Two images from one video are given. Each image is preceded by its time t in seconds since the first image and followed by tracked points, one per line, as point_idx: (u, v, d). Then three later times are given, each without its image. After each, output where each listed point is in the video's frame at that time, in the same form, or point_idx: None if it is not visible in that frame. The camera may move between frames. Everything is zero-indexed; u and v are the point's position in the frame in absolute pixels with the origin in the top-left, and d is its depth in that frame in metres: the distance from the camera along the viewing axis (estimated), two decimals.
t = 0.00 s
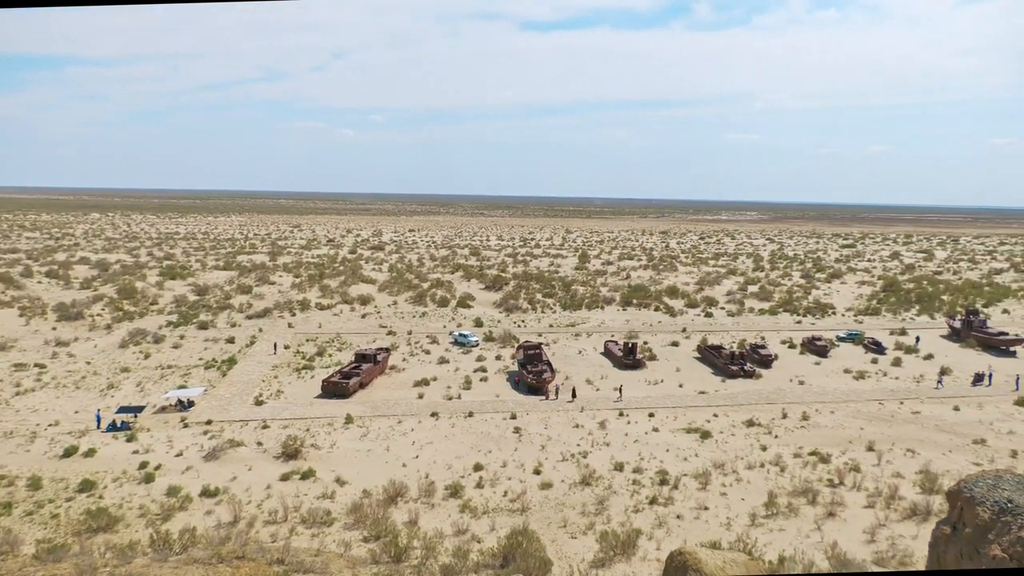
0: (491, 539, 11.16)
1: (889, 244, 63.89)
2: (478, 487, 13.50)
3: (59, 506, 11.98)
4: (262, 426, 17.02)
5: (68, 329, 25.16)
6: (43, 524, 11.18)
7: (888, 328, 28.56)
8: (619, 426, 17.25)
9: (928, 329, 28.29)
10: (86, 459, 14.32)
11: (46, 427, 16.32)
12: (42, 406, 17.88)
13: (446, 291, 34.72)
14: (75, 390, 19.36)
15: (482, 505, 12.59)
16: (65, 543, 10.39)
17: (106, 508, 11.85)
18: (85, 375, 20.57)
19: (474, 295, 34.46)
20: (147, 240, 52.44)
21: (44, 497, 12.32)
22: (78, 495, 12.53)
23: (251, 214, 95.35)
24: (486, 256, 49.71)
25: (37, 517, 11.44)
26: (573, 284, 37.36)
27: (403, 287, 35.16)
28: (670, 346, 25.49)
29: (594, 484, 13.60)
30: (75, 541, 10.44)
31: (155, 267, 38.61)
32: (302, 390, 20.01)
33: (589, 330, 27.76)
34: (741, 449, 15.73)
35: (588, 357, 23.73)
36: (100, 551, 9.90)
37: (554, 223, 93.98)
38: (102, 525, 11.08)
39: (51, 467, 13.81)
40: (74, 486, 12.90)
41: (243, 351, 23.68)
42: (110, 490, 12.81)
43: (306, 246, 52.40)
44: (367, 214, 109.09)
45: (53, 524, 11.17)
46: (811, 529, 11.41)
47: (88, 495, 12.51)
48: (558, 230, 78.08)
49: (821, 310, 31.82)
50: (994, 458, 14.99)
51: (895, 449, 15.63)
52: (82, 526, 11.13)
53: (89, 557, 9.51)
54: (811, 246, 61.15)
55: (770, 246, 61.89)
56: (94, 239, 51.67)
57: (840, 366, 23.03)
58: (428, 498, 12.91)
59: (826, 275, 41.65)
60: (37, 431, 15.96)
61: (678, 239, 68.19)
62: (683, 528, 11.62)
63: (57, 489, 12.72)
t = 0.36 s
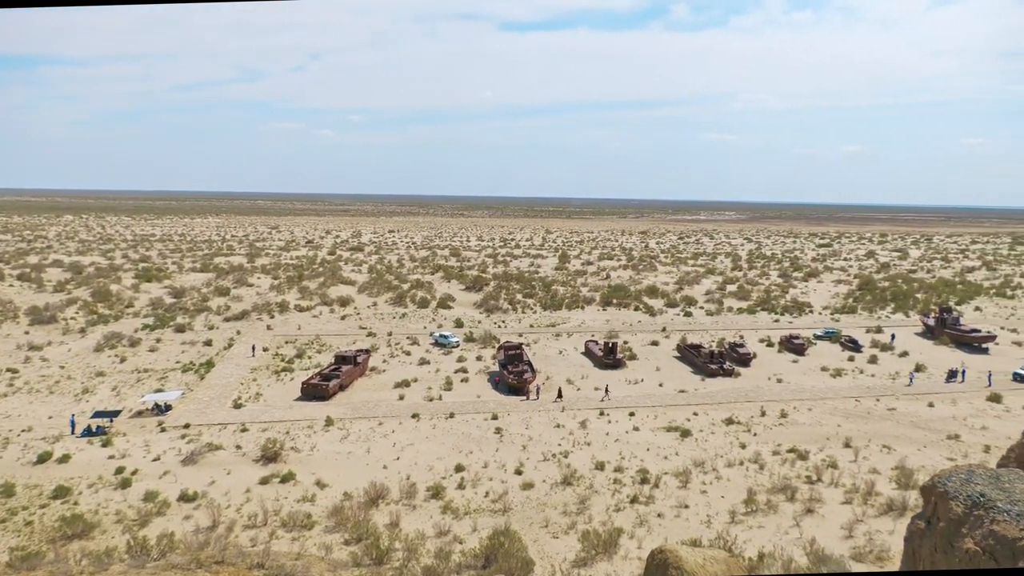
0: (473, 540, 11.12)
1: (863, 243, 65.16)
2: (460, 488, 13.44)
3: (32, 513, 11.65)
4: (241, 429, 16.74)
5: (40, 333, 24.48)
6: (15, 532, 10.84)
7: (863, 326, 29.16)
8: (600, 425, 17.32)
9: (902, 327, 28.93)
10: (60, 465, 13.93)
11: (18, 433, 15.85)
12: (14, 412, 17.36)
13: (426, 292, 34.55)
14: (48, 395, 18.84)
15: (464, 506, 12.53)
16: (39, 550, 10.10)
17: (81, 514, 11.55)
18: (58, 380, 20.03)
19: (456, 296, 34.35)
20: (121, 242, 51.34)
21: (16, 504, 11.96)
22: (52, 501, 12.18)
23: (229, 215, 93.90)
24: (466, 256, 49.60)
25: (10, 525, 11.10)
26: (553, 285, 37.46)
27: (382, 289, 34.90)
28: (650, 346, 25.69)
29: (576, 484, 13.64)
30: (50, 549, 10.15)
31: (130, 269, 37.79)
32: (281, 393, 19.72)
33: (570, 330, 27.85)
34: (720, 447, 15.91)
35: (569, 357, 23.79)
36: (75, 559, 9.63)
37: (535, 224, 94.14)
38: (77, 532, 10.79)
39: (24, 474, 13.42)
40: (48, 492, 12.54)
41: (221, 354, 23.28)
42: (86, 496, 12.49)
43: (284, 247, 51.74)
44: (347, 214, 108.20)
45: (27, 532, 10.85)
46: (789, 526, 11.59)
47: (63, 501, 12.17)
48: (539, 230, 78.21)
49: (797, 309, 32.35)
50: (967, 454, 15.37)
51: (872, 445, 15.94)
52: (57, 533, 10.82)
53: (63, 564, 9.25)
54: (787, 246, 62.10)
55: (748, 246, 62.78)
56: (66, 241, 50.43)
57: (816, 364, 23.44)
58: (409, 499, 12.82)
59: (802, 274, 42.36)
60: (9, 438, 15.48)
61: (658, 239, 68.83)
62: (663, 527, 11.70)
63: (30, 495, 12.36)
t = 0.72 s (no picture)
0: (458, 540, 11.08)
1: (844, 241, 66.10)
2: (445, 489, 13.38)
3: (10, 518, 11.37)
4: (224, 431, 16.51)
5: (17, 335, 23.92)
6: None
7: (845, 324, 29.59)
8: (585, 425, 17.37)
9: (882, 324, 29.42)
10: (39, 470, 13.63)
11: None
12: None
13: (411, 293, 34.37)
14: (26, 398, 18.42)
15: (449, 507, 12.49)
16: (17, 556, 9.86)
17: (61, 519, 11.30)
18: (36, 383, 19.59)
19: (441, 296, 34.20)
20: (100, 243, 50.38)
21: None
22: (31, 506, 11.91)
23: (210, 216, 92.61)
24: (450, 256, 49.43)
25: None
26: (538, 284, 37.48)
27: (367, 289, 34.65)
28: (634, 345, 25.82)
29: (561, 483, 13.67)
30: (28, 554, 9.91)
31: (109, 270, 37.08)
32: (265, 394, 19.49)
33: (555, 330, 27.90)
34: (704, 445, 16.04)
35: (554, 357, 23.83)
36: (54, 565, 9.41)
37: (519, 224, 94.13)
38: (57, 537, 10.54)
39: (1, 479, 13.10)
40: (26, 497, 12.24)
41: (203, 356, 22.93)
42: (66, 500, 12.22)
43: (268, 248, 51.21)
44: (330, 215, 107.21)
45: (4, 538, 10.58)
46: (773, 522, 11.74)
47: (41, 506, 11.90)
48: (523, 230, 78.20)
49: (780, 307, 32.74)
50: (946, 449, 15.67)
51: (854, 442, 16.19)
52: (36, 538, 10.57)
53: (42, 570, 9.04)
54: (769, 244, 62.80)
55: (730, 245, 63.45)
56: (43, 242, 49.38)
57: (799, 362, 23.74)
58: (394, 501, 12.74)
59: (785, 272, 42.87)
60: None
61: (642, 238, 69.24)
62: (648, 525, 11.77)
63: (8, 501, 12.06)
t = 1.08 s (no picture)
0: (444, 540, 11.03)
1: (827, 240, 66.92)
2: (431, 489, 13.33)
3: None
4: (208, 433, 16.29)
5: None
6: None
7: (827, 322, 30.00)
8: (571, 424, 17.42)
9: (864, 322, 29.88)
10: (19, 474, 13.34)
11: None
12: None
13: (396, 293, 34.19)
14: (5, 402, 18.02)
15: (435, 507, 12.43)
16: None
17: (42, 523, 11.06)
18: (16, 386, 19.17)
19: (427, 296, 34.07)
20: (80, 244, 49.49)
21: None
22: (10, 511, 11.64)
23: (193, 216, 91.44)
24: (435, 256, 49.25)
25: None
26: (523, 284, 37.49)
27: (351, 289, 34.40)
28: (619, 343, 25.94)
29: (547, 482, 13.68)
30: (8, 560, 9.70)
31: (90, 271, 36.44)
32: (249, 396, 19.27)
33: (541, 329, 27.93)
34: (690, 443, 16.16)
35: (540, 356, 23.86)
36: (33, 570, 9.21)
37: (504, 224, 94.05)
38: (37, 542, 10.32)
39: None
40: (6, 502, 11.96)
41: (186, 357, 22.60)
42: (46, 505, 11.97)
43: (252, 248, 50.70)
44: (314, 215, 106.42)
45: None
46: (757, 519, 11.86)
47: (21, 511, 11.64)
48: (509, 230, 78.28)
49: (763, 306, 33.10)
50: (928, 445, 15.94)
51: (836, 439, 16.42)
52: (16, 543, 10.34)
53: None
54: (753, 243, 63.44)
55: (714, 244, 64.08)
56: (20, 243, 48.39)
57: (782, 360, 24.01)
58: (380, 501, 12.65)
59: (768, 271, 43.33)
60: None
61: (628, 237, 69.53)
62: (634, 523, 11.83)
63: None
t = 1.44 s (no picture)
0: (430, 540, 10.99)
1: (809, 239, 67.76)
2: (417, 489, 13.27)
3: None
4: (190, 435, 16.05)
5: None
6: None
7: (810, 320, 30.40)
8: (556, 423, 17.45)
9: (845, 320, 30.33)
10: None
11: None
12: None
13: (381, 292, 33.98)
14: None
15: (421, 507, 12.38)
16: None
17: (21, 528, 10.82)
18: None
19: (413, 296, 33.91)
20: (58, 244, 48.52)
21: None
22: None
23: (174, 216, 90.08)
24: (420, 256, 49.03)
25: None
26: (508, 283, 37.47)
27: (336, 289, 34.13)
28: (605, 342, 26.06)
29: (533, 481, 13.69)
30: None
31: (68, 272, 35.74)
32: (233, 397, 19.03)
33: (527, 329, 27.95)
34: (674, 441, 16.28)
35: (526, 356, 23.86)
36: None
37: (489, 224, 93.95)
38: (16, 546, 10.09)
39: None
40: None
41: (168, 358, 22.26)
42: (25, 509, 11.71)
43: (235, 248, 50.07)
44: (298, 214, 105.35)
45: None
46: (741, 516, 11.98)
47: None
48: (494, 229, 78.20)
49: (747, 304, 33.44)
50: (908, 441, 16.21)
51: (819, 436, 16.64)
52: None
53: None
54: (736, 242, 64.03)
55: (698, 242, 64.62)
56: None
57: (765, 358, 24.29)
58: (365, 502, 12.57)
59: (752, 270, 43.80)
60: None
61: (613, 236, 69.88)
62: (620, 521, 11.89)
63: None
